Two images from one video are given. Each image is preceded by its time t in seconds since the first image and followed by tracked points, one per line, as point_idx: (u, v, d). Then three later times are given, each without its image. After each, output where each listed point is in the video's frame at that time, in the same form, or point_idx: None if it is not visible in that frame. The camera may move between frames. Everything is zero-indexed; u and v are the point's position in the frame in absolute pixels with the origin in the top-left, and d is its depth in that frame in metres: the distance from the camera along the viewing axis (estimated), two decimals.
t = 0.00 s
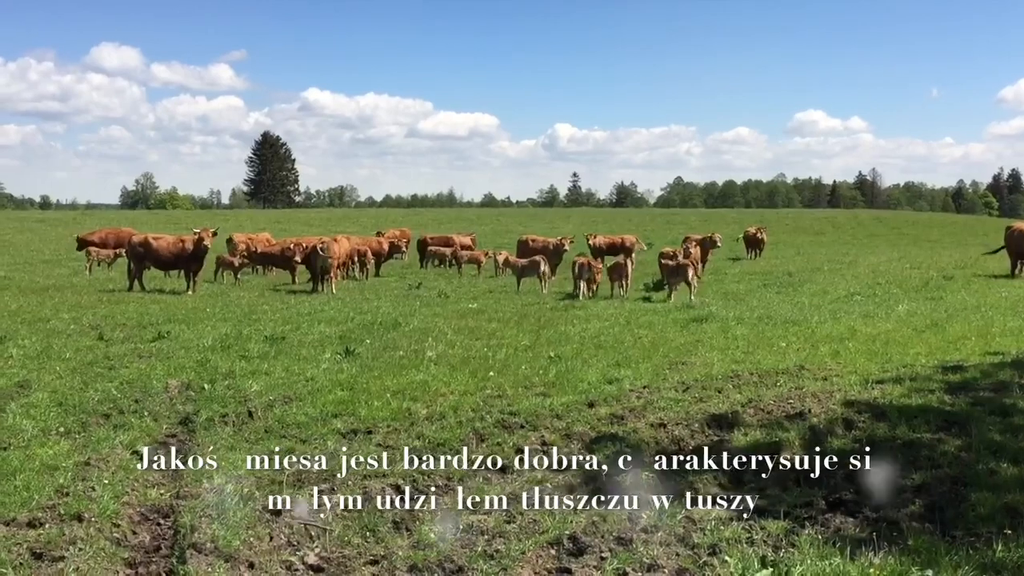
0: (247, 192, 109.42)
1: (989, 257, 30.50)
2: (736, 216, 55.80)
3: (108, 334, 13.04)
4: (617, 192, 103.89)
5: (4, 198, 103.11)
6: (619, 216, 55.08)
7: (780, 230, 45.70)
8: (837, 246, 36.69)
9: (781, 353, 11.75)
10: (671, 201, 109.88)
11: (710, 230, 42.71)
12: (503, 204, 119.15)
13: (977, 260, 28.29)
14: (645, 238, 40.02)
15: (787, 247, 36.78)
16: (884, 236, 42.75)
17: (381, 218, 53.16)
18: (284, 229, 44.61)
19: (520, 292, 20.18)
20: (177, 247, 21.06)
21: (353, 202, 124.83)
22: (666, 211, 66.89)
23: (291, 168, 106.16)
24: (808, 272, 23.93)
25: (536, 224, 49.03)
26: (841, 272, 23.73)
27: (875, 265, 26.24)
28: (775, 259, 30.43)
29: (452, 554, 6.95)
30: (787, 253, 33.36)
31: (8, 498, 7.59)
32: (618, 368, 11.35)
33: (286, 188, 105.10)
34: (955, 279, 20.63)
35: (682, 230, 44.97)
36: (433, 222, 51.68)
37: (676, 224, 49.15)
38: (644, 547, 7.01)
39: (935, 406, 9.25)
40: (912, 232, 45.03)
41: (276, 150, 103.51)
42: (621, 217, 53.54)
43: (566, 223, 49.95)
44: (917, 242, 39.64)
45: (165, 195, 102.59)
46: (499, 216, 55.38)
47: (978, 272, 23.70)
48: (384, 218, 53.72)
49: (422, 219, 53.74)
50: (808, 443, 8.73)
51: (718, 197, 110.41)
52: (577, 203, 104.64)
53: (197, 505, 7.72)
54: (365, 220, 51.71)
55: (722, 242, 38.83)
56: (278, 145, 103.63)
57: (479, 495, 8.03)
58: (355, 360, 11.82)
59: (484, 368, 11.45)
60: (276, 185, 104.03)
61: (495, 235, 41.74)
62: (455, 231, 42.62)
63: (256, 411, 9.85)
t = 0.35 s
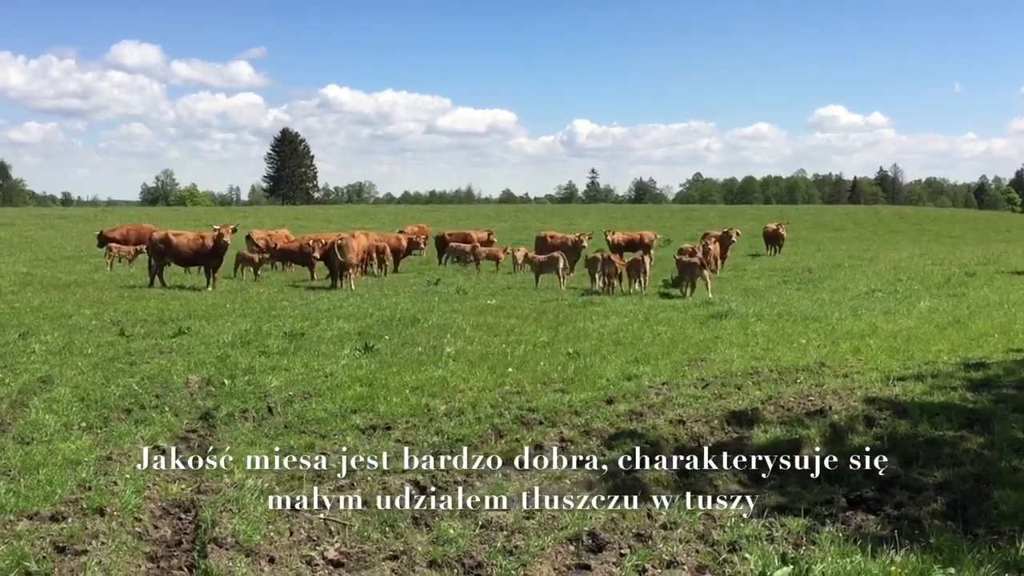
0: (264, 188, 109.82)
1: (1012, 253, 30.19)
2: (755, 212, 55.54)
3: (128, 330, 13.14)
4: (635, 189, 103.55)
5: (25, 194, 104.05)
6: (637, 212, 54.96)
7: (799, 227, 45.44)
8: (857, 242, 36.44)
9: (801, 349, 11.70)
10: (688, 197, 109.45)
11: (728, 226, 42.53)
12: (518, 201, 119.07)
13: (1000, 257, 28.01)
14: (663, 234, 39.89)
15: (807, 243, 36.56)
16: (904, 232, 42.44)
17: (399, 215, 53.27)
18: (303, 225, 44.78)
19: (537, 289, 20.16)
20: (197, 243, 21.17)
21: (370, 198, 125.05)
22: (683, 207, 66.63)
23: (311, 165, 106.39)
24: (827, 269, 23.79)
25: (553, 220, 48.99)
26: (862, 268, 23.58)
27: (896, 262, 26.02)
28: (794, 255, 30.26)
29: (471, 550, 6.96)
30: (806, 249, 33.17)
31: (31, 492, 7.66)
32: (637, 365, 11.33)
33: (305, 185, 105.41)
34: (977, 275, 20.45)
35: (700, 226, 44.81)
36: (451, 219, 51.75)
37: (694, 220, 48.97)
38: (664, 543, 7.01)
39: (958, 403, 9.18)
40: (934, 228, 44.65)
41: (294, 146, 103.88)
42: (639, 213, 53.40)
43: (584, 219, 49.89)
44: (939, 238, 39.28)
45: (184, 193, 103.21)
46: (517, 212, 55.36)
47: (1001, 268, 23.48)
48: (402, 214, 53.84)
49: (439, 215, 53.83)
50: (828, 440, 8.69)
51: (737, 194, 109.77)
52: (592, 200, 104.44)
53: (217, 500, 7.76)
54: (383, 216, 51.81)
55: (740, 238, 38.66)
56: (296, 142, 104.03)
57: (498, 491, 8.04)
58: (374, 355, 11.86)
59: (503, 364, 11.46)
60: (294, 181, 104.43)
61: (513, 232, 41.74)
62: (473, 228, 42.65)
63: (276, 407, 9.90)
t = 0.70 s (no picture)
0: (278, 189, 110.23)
1: None
2: (772, 211, 55.26)
3: (148, 330, 13.22)
4: (651, 188, 103.29)
5: (45, 196, 104.85)
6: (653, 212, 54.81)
7: (817, 226, 45.20)
8: (876, 242, 36.21)
9: (820, 349, 11.66)
10: (704, 196, 109.02)
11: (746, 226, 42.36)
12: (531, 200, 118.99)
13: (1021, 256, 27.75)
14: (680, 234, 39.76)
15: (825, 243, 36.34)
16: (924, 231, 42.13)
17: (415, 215, 53.35)
18: (320, 226, 44.92)
19: (554, 289, 20.15)
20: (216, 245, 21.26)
21: (388, 198, 125.17)
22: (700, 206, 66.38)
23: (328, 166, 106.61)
24: (847, 268, 23.65)
25: (569, 220, 48.92)
26: (882, 267, 23.40)
27: (916, 261, 25.80)
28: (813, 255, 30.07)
29: (490, 550, 6.96)
30: (825, 248, 32.98)
31: (53, 492, 7.72)
32: (655, 365, 11.32)
33: (324, 185, 105.69)
34: (999, 274, 20.27)
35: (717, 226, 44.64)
36: (468, 219, 51.79)
37: (711, 220, 48.79)
38: (683, 544, 6.99)
39: (979, 403, 9.13)
40: (954, 227, 44.31)
41: (312, 147, 104.21)
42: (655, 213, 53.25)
43: (600, 219, 49.80)
44: (960, 237, 38.93)
45: (202, 194, 103.74)
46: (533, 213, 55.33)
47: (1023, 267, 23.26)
48: (422, 215, 53.83)
49: (456, 216, 53.85)
50: (848, 440, 8.65)
51: (754, 194, 109.19)
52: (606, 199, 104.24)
53: (237, 500, 7.80)
54: (399, 217, 51.89)
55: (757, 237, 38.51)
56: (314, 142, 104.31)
57: (516, 491, 8.04)
58: (392, 356, 11.89)
59: (520, 364, 11.46)
60: (312, 182, 104.75)
61: (530, 232, 41.72)
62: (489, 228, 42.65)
63: (294, 407, 9.94)
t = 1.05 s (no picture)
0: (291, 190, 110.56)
1: None
2: (789, 211, 55.00)
3: (166, 332, 13.30)
4: (666, 188, 102.96)
5: (62, 199, 105.61)
6: (669, 211, 54.68)
7: (834, 225, 45.00)
8: (894, 241, 35.97)
9: (837, 349, 11.61)
10: (718, 195, 108.60)
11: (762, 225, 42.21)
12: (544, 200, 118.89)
13: None
14: (697, 233, 39.62)
15: (843, 242, 36.13)
16: (943, 230, 41.82)
17: (431, 216, 53.41)
18: (337, 227, 45.03)
19: (570, 289, 20.15)
20: (232, 246, 21.35)
21: (403, 199, 125.33)
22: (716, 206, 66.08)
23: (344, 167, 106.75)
24: (864, 268, 23.54)
25: (585, 220, 48.85)
26: (900, 267, 23.26)
27: (934, 260, 25.63)
28: (830, 254, 29.92)
29: (507, 550, 6.97)
30: (841, 247, 32.81)
31: (73, 493, 7.77)
32: (671, 365, 11.30)
33: (339, 186, 105.90)
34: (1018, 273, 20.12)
35: (734, 225, 44.48)
36: (484, 219, 51.82)
37: (727, 220, 48.60)
38: (700, 544, 6.98)
39: (999, 403, 9.07)
40: (973, 226, 43.97)
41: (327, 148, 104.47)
42: (671, 213, 53.08)
43: (615, 219, 49.70)
44: (979, 236, 38.61)
45: (219, 195, 104.24)
46: (548, 213, 55.28)
47: None
48: (437, 216, 53.89)
49: (472, 217, 53.88)
50: (867, 440, 8.62)
51: (773, 194, 108.41)
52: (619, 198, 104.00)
53: (255, 500, 7.84)
54: (415, 218, 51.89)
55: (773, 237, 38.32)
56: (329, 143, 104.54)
57: (532, 491, 8.05)
58: (408, 356, 11.93)
59: (536, 365, 11.47)
60: (327, 183, 104.99)
61: (547, 232, 41.68)
62: (504, 228, 42.64)
63: (311, 408, 9.98)
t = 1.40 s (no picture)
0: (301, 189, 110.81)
1: None
2: (802, 209, 54.82)
3: (179, 331, 13.35)
4: (677, 186, 102.67)
5: (75, 198, 106.25)
6: (681, 210, 54.55)
7: (848, 223, 44.81)
8: (908, 238, 35.79)
9: (851, 347, 11.57)
10: (729, 192, 108.23)
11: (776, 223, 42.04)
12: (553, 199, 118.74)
13: None
14: (709, 231, 39.51)
15: (856, 240, 35.94)
16: (957, 227, 41.59)
17: (443, 215, 53.48)
18: (349, 227, 45.13)
19: (582, 287, 20.13)
20: (245, 245, 21.40)
21: (412, 197, 125.48)
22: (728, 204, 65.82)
23: (355, 166, 106.81)
24: (878, 265, 23.41)
25: (597, 218, 48.81)
26: (914, 265, 23.14)
27: (949, 258, 25.49)
28: (843, 252, 29.79)
29: (520, 549, 6.97)
30: (855, 245, 32.65)
31: (88, 491, 7.82)
32: (684, 363, 11.29)
33: (350, 185, 106.16)
34: None
35: (747, 224, 44.36)
36: (496, 218, 51.83)
37: (740, 218, 48.42)
38: (714, 543, 6.97)
39: (1015, 402, 9.03)
40: (989, 223, 43.70)
41: (339, 147, 104.74)
42: (684, 211, 52.96)
43: (627, 217, 49.61)
44: (995, 234, 38.34)
45: (230, 194, 104.65)
46: (559, 211, 55.24)
47: None
48: (449, 215, 53.95)
49: (483, 216, 53.86)
50: (881, 439, 8.59)
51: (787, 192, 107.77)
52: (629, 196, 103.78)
53: (268, 499, 7.86)
54: (428, 217, 51.90)
55: (786, 235, 38.16)
56: (340, 142, 104.81)
57: (546, 490, 8.06)
58: (420, 355, 11.94)
59: (549, 363, 11.47)
60: (338, 182, 105.27)
61: (558, 230, 41.65)
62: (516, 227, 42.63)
63: (324, 407, 10.00)
